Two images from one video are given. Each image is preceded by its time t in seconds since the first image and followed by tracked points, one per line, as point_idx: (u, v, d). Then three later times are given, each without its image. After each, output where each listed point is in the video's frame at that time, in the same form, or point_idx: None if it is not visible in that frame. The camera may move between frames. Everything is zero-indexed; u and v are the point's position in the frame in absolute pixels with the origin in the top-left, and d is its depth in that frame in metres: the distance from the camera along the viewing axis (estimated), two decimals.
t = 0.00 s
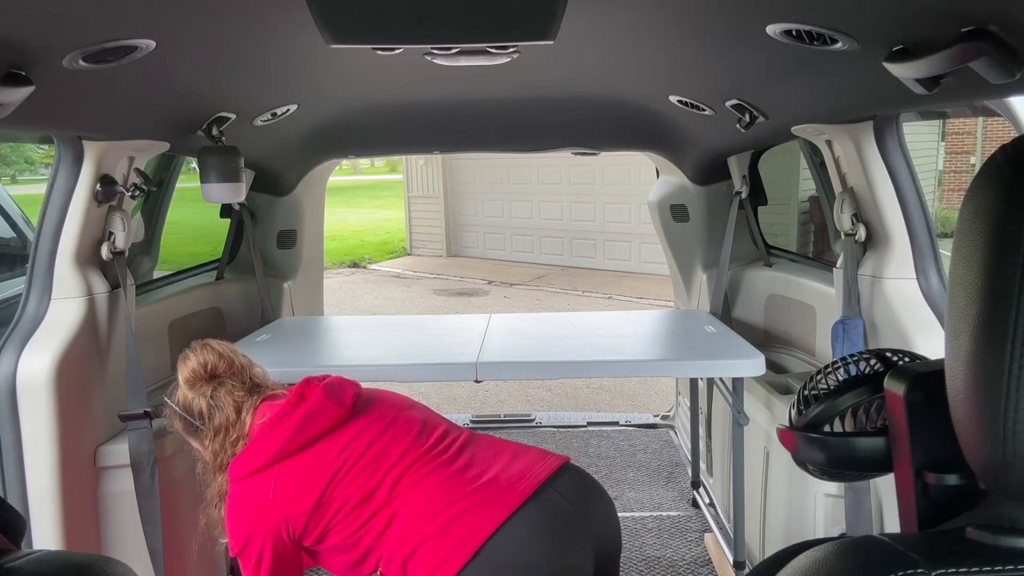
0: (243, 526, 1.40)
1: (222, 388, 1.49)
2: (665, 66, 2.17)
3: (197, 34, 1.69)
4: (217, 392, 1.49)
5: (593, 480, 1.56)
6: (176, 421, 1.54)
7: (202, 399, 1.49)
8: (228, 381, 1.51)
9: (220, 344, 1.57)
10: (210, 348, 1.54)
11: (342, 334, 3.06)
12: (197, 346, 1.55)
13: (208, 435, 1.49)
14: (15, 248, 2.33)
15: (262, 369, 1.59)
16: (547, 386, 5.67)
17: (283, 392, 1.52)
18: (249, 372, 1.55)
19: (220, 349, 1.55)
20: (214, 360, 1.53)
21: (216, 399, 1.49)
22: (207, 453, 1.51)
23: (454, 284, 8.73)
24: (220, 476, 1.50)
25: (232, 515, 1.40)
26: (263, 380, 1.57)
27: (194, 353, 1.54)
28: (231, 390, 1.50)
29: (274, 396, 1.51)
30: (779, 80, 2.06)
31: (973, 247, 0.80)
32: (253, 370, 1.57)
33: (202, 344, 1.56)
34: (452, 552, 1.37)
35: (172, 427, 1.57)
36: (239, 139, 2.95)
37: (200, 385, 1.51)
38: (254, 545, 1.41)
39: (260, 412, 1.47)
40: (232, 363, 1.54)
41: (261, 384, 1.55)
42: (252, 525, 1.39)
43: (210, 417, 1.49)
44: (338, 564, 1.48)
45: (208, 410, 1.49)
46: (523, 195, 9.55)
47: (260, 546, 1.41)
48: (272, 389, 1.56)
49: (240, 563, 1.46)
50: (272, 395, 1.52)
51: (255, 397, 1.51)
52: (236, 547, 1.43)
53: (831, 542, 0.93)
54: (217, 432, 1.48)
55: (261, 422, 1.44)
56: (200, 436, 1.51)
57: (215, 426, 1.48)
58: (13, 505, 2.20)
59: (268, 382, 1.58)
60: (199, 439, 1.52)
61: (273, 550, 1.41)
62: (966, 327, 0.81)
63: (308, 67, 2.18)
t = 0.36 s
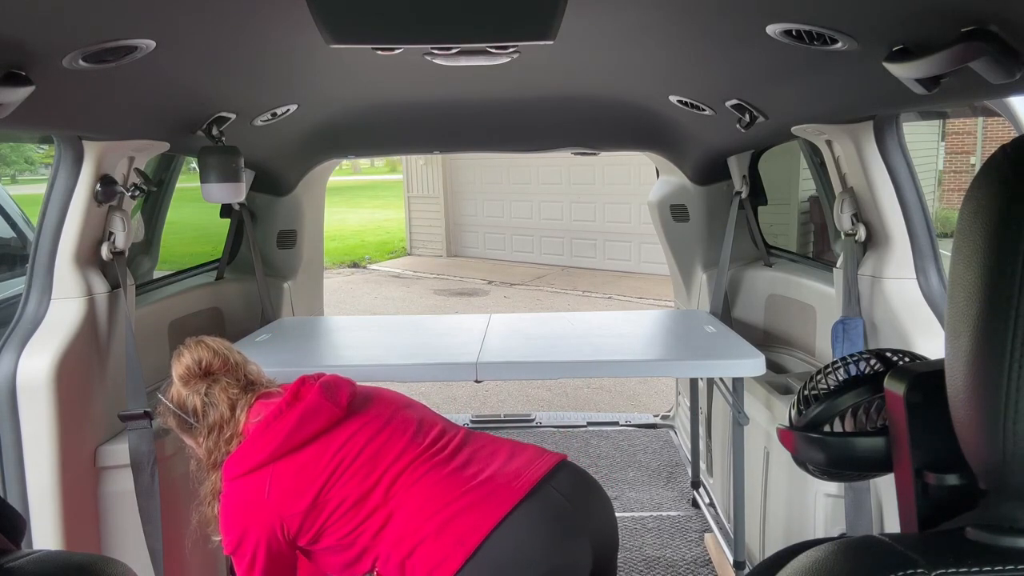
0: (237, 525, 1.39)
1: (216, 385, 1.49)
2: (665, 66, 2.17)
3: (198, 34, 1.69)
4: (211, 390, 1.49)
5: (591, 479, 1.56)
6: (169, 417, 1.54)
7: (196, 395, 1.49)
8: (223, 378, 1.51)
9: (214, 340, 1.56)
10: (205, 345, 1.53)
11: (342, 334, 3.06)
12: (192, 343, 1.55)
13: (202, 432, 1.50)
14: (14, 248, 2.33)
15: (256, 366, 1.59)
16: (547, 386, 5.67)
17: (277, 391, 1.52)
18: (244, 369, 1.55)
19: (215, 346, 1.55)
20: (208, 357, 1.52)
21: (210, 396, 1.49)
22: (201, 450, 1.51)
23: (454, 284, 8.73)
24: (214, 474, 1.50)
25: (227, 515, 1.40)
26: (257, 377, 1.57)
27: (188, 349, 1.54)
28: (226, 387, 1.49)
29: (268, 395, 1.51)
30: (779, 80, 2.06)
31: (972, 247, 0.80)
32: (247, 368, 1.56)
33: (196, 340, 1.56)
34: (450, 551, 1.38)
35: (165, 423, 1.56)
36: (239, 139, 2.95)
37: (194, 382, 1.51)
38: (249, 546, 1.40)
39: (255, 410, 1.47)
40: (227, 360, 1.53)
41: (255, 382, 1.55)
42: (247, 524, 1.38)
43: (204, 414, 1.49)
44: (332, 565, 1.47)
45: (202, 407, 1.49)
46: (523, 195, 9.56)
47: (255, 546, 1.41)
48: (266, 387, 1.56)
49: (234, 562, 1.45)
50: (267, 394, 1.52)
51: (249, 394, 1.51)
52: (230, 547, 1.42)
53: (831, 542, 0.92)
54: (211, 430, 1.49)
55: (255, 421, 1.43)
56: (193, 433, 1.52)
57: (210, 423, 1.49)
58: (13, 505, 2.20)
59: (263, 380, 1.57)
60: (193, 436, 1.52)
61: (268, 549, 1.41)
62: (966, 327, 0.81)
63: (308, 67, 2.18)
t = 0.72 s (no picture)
0: (235, 525, 1.39)
1: (212, 386, 1.49)
2: (665, 66, 2.17)
3: (198, 34, 1.70)
4: (207, 390, 1.49)
5: (588, 479, 1.56)
6: (168, 417, 1.54)
7: (193, 396, 1.49)
8: (219, 378, 1.51)
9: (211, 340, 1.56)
10: (202, 345, 1.53)
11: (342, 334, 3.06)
12: (189, 343, 1.55)
13: (200, 432, 1.50)
14: (14, 248, 2.33)
15: (254, 365, 1.59)
16: (547, 386, 5.67)
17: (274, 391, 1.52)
18: (241, 369, 1.55)
19: (212, 346, 1.54)
20: (205, 358, 1.52)
21: (207, 397, 1.49)
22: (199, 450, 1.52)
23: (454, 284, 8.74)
24: (212, 474, 1.50)
25: (224, 515, 1.40)
26: (254, 376, 1.57)
27: (185, 349, 1.54)
28: (223, 387, 1.49)
29: (265, 394, 1.51)
30: (779, 80, 2.06)
31: (972, 247, 0.80)
32: (244, 367, 1.56)
33: (193, 340, 1.56)
34: (448, 552, 1.38)
35: (165, 422, 1.57)
36: (239, 139, 2.95)
37: (191, 382, 1.51)
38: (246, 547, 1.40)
39: (253, 410, 1.47)
40: (224, 361, 1.53)
41: (252, 381, 1.55)
42: (244, 524, 1.39)
43: (201, 414, 1.49)
44: (329, 566, 1.47)
45: (199, 408, 1.49)
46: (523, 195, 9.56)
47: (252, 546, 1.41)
48: (263, 386, 1.55)
49: (231, 562, 1.45)
50: (264, 394, 1.51)
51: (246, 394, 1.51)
52: (227, 546, 1.42)
53: (830, 542, 0.92)
54: (208, 430, 1.49)
55: (252, 421, 1.43)
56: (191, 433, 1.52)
57: (207, 424, 1.49)
58: (13, 505, 2.20)
59: (260, 379, 1.57)
60: (191, 436, 1.53)
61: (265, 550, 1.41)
62: (966, 327, 0.81)
63: (308, 66, 2.18)
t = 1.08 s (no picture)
0: (235, 525, 1.39)
1: (210, 389, 1.49)
2: (664, 66, 2.17)
3: (198, 34, 1.70)
4: (205, 394, 1.49)
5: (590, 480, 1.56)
6: (170, 421, 1.55)
7: (191, 400, 1.49)
8: (216, 381, 1.51)
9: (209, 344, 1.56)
10: (199, 350, 1.54)
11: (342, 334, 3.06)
12: (187, 348, 1.55)
13: (199, 436, 1.50)
14: (15, 248, 2.33)
15: (252, 367, 1.59)
16: (547, 386, 5.67)
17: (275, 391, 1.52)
18: (239, 372, 1.54)
19: (209, 350, 1.55)
20: (202, 362, 1.53)
21: (205, 400, 1.49)
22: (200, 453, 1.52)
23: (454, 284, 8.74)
24: (212, 477, 1.50)
25: (226, 514, 1.40)
26: (253, 378, 1.56)
27: (183, 354, 1.54)
28: (221, 391, 1.49)
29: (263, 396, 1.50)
30: (779, 80, 2.06)
31: (971, 247, 0.80)
32: (242, 369, 1.56)
33: (191, 345, 1.56)
34: (450, 553, 1.38)
35: (167, 427, 1.58)
36: (239, 139, 2.95)
37: (190, 387, 1.51)
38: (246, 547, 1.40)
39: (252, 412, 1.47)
40: (221, 365, 1.53)
41: (251, 383, 1.54)
42: (245, 523, 1.39)
43: (200, 418, 1.49)
44: (329, 566, 1.47)
45: (198, 412, 1.49)
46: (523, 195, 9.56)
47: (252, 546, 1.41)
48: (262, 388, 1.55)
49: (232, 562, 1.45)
50: (263, 396, 1.51)
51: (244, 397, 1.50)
52: (228, 546, 1.42)
53: (830, 542, 0.92)
54: (208, 434, 1.49)
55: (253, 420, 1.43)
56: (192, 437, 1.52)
57: (206, 427, 1.49)
58: (13, 505, 2.20)
59: (259, 381, 1.57)
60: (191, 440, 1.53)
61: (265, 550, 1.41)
62: (966, 328, 0.81)
63: (309, 66, 2.18)
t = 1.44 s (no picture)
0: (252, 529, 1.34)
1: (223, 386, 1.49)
2: (664, 66, 2.17)
3: (198, 34, 1.70)
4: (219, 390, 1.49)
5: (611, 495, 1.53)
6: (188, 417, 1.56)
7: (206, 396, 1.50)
8: (229, 377, 1.50)
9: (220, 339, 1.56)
10: (210, 346, 1.53)
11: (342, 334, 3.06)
12: (198, 343, 1.54)
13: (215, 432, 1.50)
14: (14, 248, 2.33)
15: (266, 360, 1.57)
16: (547, 386, 5.67)
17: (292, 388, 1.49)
18: (252, 366, 1.53)
19: (220, 345, 1.54)
20: (212, 358, 1.52)
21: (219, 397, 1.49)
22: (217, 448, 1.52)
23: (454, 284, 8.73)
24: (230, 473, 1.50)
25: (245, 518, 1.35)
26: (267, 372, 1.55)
27: (193, 350, 1.54)
28: (233, 387, 1.49)
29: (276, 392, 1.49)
30: (779, 80, 2.06)
31: (971, 247, 0.80)
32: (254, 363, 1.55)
33: (202, 339, 1.55)
34: None
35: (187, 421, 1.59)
36: (239, 139, 2.95)
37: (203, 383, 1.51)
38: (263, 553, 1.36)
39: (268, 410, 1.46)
40: (231, 360, 1.51)
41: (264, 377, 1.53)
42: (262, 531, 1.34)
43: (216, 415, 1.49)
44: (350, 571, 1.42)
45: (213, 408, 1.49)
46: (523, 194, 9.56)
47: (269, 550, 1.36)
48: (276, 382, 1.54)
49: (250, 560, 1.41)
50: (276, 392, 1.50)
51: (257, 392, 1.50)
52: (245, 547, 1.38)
53: (830, 542, 0.92)
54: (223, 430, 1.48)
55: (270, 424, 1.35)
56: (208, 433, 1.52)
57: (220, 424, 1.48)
58: (13, 505, 2.20)
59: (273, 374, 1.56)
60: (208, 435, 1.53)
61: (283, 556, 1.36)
62: (966, 327, 0.81)
63: (308, 66, 2.18)
